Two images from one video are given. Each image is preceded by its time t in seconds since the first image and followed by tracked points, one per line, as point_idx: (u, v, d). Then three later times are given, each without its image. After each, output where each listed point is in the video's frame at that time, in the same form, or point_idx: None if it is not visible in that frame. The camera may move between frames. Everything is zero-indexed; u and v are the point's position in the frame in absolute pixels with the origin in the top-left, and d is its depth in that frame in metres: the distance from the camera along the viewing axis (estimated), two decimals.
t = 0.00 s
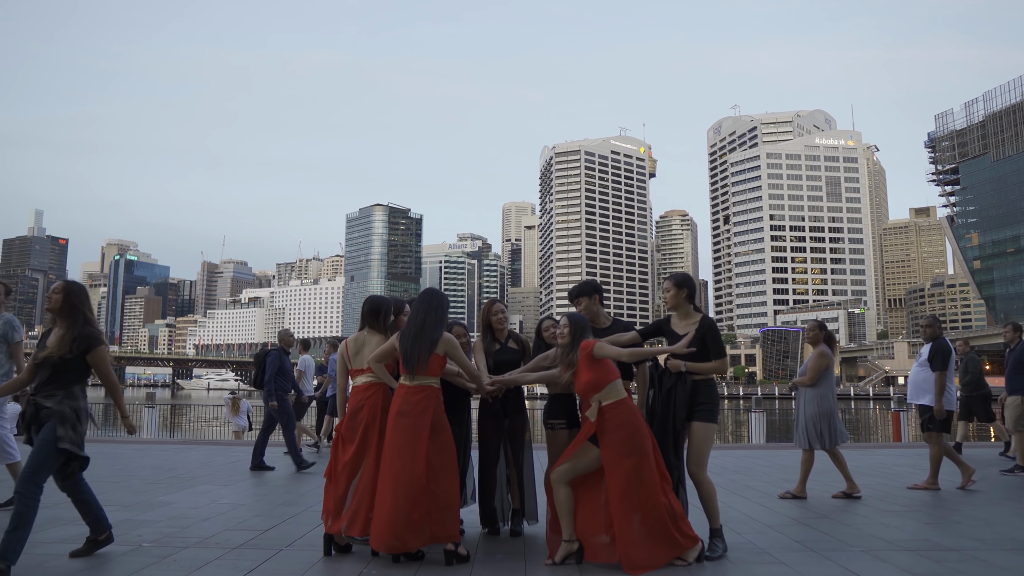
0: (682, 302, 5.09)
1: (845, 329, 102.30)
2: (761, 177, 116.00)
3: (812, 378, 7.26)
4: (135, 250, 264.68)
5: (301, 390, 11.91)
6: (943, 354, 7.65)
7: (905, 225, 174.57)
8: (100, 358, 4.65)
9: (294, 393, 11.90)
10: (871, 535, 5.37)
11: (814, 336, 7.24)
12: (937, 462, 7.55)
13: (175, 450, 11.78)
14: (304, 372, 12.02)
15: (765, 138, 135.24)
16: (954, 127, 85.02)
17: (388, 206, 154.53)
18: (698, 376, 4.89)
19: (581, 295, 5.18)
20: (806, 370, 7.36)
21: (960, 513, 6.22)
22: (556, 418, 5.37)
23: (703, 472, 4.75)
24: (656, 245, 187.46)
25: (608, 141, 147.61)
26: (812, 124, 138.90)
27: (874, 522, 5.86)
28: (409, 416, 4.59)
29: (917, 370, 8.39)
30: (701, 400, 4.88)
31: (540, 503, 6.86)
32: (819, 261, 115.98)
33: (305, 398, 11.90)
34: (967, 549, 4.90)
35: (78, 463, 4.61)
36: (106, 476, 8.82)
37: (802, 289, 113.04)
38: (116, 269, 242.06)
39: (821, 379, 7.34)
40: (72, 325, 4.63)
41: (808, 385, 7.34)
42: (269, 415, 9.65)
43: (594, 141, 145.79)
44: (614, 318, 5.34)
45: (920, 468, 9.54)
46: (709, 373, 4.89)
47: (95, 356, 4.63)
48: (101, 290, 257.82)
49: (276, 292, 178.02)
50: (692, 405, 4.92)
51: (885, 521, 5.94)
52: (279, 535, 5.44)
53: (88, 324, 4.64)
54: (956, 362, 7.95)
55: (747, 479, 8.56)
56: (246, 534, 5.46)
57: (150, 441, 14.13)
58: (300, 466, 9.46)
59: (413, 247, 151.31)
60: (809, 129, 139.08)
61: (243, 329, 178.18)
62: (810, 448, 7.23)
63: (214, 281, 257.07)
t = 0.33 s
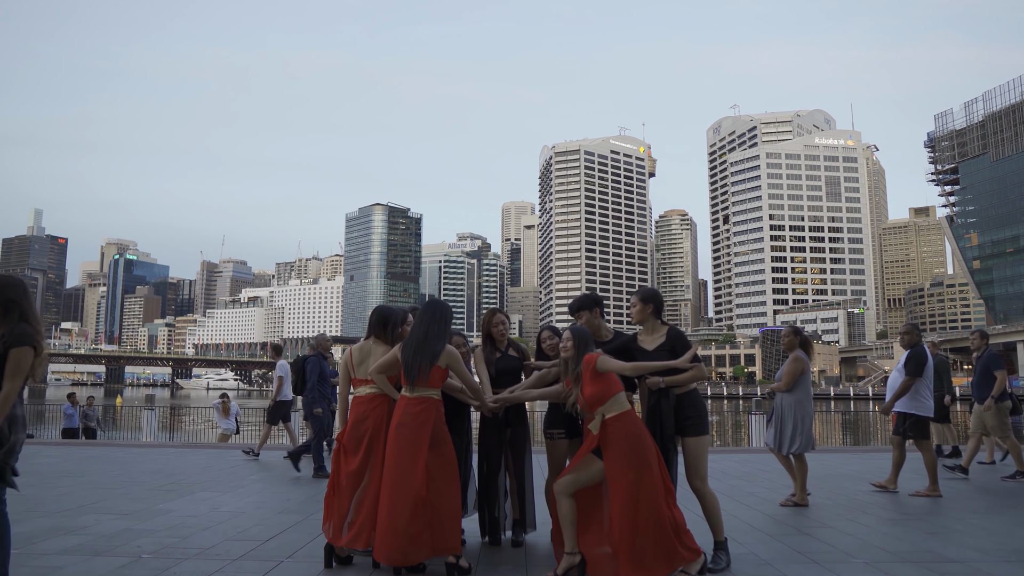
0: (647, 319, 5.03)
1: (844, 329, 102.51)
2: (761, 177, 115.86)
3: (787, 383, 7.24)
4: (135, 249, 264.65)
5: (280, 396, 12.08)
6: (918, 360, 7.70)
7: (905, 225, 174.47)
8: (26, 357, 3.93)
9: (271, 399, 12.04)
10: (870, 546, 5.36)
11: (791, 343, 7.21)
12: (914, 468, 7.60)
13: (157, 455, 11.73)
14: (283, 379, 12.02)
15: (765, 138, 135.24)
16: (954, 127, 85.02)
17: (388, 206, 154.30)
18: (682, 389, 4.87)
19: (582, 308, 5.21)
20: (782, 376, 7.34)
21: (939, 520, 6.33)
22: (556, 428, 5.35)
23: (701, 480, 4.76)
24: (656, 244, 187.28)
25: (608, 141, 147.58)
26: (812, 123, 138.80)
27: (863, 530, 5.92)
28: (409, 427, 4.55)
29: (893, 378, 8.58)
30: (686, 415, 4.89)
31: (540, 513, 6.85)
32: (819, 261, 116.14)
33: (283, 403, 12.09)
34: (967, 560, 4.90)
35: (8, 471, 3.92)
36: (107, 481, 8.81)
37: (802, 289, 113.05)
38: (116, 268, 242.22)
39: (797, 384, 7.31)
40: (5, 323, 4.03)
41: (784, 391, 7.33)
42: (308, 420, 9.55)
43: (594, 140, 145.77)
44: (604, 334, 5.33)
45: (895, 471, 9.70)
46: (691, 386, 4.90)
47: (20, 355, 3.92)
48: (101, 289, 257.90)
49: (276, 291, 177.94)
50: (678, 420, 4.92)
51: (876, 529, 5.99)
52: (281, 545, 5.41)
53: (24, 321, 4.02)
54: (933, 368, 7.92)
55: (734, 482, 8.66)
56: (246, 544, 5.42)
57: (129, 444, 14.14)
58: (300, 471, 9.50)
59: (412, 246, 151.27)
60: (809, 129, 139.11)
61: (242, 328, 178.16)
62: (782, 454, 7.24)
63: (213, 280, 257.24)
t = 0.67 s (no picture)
0: (624, 344, 5.01)
1: (843, 330, 102.67)
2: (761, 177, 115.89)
3: (767, 395, 7.21)
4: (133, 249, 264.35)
5: (254, 397, 11.33)
6: (893, 367, 7.72)
7: (905, 225, 174.40)
8: None
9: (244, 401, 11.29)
10: (871, 560, 5.33)
11: (766, 354, 7.15)
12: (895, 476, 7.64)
13: (162, 460, 11.86)
14: (256, 380, 11.35)
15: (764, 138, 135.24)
16: (954, 127, 84.96)
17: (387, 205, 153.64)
18: (673, 405, 4.87)
19: (584, 318, 5.22)
20: (761, 387, 7.33)
21: (936, 531, 6.32)
22: (558, 440, 5.31)
23: (704, 497, 4.74)
24: (655, 244, 187.09)
25: (608, 141, 147.49)
26: (811, 124, 138.76)
27: (862, 541, 5.90)
28: (410, 442, 4.54)
29: (868, 387, 8.60)
30: (680, 432, 4.90)
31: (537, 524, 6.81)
32: (819, 266, 115.85)
33: (258, 404, 11.32)
34: None
35: None
36: (107, 489, 8.82)
37: (802, 290, 112.94)
38: (115, 268, 242.02)
39: (776, 397, 7.28)
40: None
41: (764, 403, 7.30)
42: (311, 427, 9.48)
43: (594, 140, 145.67)
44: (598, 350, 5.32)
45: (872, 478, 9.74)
46: (679, 404, 4.92)
47: None
48: (100, 289, 257.13)
49: (275, 291, 177.72)
50: (669, 438, 4.95)
51: (876, 540, 5.98)
52: (281, 559, 5.37)
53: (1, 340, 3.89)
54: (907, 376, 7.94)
55: (724, 490, 8.67)
56: (247, 558, 5.41)
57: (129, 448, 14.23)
58: (300, 478, 9.50)
59: (412, 246, 151.07)
60: (808, 129, 139.08)
61: (241, 328, 177.99)
62: (767, 466, 7.22)
63: (212, 280, 257.19)
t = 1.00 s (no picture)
0: (616, 359, 5.00)
1: (842, 330, 102.78)
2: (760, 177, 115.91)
3: (741, 401, 7.21)
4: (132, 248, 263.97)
5: (230, 404, 11.32)
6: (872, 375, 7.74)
7: (903, 224, 174.67)
8: None
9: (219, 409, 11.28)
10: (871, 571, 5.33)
11: (741, 363, 7.13)
12: (878, 482, 7.69)
13: (161, 466, 11.81)
14: (231, 386, 11.25)
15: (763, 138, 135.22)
16: (952, 127, 84.98)
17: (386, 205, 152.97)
18: (674, 419, 4.87)
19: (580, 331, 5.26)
20: (735, 394, 7.32)
21: (939, 539, 6.30)
22: (555, 450, 5.32)
23: (702, 508, 4.77)
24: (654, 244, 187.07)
25: (607, 140, 147.38)
26: (810, 123, 138.77)
27: (869, 552, 5.84)
28: (410, 453, 4.52)
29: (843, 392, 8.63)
30: (675, 446, 4.87)
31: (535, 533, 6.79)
32: (818, 264, 116.01)
33: (235, 412, 11.31)
34: None
35: None
36: (107, 495, 8.81)
37: (801, 290, 113.01)
38: (114, 268, 241.92)
39: (749, 402, 7.30)
40: None
41: (737, 408, 7.30)
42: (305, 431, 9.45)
43: (593, 140, 145.56)
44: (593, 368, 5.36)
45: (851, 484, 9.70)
46: (673, 416, 4.90)
47: None
48: (99, 288, 256.94)
49: (274, 290, 177.51)
50: (668, 452, 4.89)
51: (884, 551, 5.91)
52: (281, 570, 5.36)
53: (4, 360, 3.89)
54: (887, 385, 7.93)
55: (719, 496, 8.69)
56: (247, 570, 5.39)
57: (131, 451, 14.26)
58: (301, 486, 9.47)
59: (411, 246, 150.90)
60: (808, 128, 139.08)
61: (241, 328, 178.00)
62: (742, 472, 7.24)
63: (212, 280, 257.19)
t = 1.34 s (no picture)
0: (615, 359, 5.01)
1: (841, 327, 102.79)
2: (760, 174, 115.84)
3: (713, 401, 7.15)
4: (130, 246, 263.67)
5: (208, 401, 11.36)
6: (845, 376, 7.77)
7: (902, 221, 174.85)
8: None
9: (196, 406, 11.33)
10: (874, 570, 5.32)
11: (717, 365, 7.10)
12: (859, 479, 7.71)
13: (156, 463, 11.83)
14: (209, 384, 11.24)
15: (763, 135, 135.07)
16: (952, 124, 84.59)
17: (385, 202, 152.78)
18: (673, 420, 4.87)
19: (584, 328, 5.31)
20: (708, 394, 7.27)
21: (936, 538, 6.34)
22: (555, 450, 5.30)
23: (700, 508, 4.77)
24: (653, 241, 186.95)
25: (606, 137, 147.08)
26: (809, 120, 138.66)
27: (865, 551, 5.88)
28: (409, 455, 4.53)
29: (819, 392, 8.67)
30: (673, 447, 4.87)
31: (538, 532, 6.80)
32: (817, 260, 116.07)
33: (213, 409, 11.35)
34: None
35: None
36: (105, 494, 8.85)
37: (800, 287, 113.04)
38: (113, 265, 241.78)
39: (722, 403, 7.25)
40: None
41: (710, 408, 7.26)
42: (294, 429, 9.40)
43: (592, 137, 145.34)
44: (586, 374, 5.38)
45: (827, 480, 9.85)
46: (669, 417, 4.92)
47: None
48: (98, 286, 257.03)
49: (273, 288, 177.27)
50: (667, 453, 4.88)
51: (880, 549, 5.94)
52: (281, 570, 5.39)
53: None
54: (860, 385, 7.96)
55: (712, 495, 8.73)
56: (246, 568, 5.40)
57: (126, 449, 14.32)
58: (300, 484, 9.46)
59: (410, 243, 150.90)
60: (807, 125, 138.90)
61: (240, 325, 178.10)
62: (717, 470, 7.25)
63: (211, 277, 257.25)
